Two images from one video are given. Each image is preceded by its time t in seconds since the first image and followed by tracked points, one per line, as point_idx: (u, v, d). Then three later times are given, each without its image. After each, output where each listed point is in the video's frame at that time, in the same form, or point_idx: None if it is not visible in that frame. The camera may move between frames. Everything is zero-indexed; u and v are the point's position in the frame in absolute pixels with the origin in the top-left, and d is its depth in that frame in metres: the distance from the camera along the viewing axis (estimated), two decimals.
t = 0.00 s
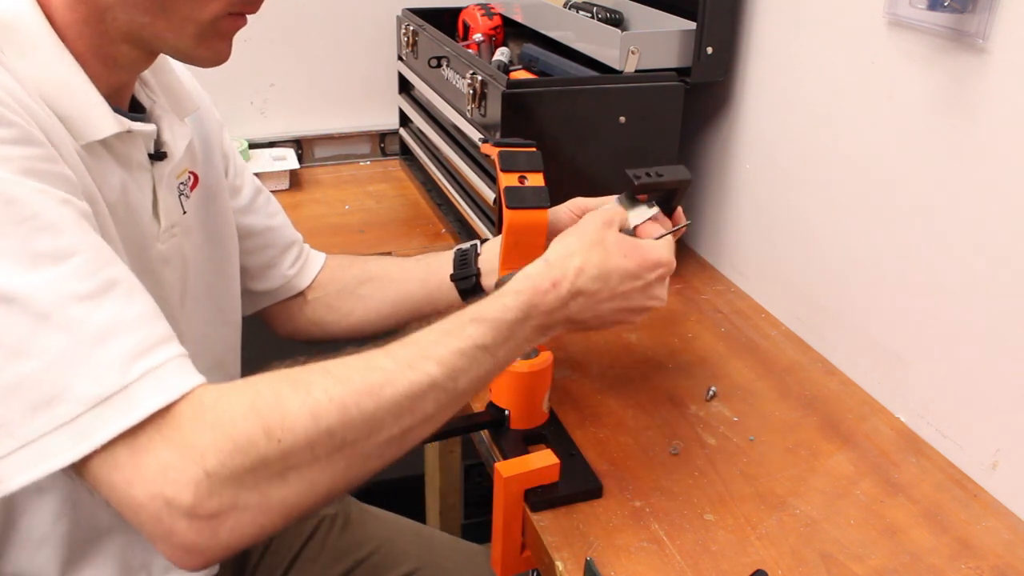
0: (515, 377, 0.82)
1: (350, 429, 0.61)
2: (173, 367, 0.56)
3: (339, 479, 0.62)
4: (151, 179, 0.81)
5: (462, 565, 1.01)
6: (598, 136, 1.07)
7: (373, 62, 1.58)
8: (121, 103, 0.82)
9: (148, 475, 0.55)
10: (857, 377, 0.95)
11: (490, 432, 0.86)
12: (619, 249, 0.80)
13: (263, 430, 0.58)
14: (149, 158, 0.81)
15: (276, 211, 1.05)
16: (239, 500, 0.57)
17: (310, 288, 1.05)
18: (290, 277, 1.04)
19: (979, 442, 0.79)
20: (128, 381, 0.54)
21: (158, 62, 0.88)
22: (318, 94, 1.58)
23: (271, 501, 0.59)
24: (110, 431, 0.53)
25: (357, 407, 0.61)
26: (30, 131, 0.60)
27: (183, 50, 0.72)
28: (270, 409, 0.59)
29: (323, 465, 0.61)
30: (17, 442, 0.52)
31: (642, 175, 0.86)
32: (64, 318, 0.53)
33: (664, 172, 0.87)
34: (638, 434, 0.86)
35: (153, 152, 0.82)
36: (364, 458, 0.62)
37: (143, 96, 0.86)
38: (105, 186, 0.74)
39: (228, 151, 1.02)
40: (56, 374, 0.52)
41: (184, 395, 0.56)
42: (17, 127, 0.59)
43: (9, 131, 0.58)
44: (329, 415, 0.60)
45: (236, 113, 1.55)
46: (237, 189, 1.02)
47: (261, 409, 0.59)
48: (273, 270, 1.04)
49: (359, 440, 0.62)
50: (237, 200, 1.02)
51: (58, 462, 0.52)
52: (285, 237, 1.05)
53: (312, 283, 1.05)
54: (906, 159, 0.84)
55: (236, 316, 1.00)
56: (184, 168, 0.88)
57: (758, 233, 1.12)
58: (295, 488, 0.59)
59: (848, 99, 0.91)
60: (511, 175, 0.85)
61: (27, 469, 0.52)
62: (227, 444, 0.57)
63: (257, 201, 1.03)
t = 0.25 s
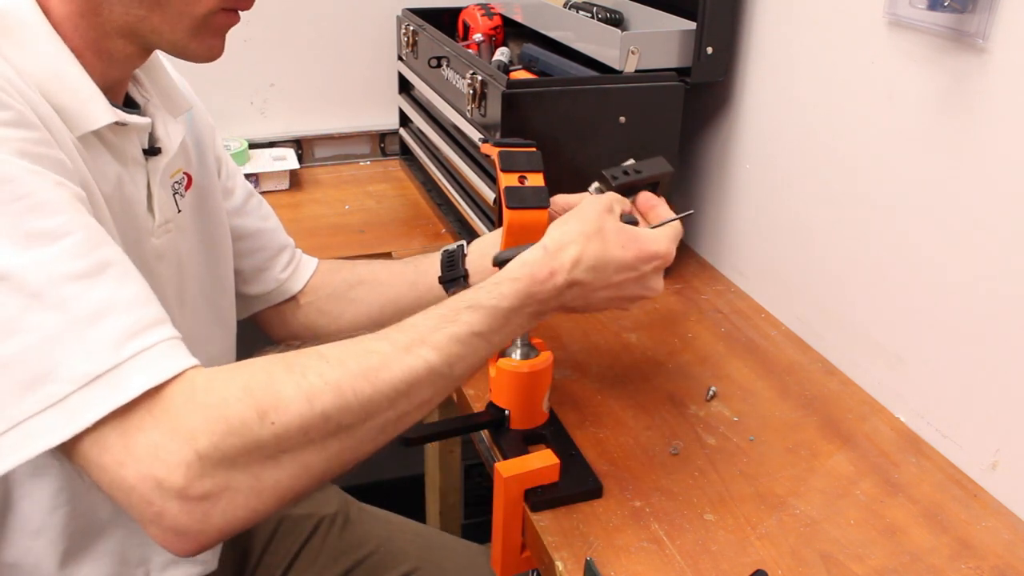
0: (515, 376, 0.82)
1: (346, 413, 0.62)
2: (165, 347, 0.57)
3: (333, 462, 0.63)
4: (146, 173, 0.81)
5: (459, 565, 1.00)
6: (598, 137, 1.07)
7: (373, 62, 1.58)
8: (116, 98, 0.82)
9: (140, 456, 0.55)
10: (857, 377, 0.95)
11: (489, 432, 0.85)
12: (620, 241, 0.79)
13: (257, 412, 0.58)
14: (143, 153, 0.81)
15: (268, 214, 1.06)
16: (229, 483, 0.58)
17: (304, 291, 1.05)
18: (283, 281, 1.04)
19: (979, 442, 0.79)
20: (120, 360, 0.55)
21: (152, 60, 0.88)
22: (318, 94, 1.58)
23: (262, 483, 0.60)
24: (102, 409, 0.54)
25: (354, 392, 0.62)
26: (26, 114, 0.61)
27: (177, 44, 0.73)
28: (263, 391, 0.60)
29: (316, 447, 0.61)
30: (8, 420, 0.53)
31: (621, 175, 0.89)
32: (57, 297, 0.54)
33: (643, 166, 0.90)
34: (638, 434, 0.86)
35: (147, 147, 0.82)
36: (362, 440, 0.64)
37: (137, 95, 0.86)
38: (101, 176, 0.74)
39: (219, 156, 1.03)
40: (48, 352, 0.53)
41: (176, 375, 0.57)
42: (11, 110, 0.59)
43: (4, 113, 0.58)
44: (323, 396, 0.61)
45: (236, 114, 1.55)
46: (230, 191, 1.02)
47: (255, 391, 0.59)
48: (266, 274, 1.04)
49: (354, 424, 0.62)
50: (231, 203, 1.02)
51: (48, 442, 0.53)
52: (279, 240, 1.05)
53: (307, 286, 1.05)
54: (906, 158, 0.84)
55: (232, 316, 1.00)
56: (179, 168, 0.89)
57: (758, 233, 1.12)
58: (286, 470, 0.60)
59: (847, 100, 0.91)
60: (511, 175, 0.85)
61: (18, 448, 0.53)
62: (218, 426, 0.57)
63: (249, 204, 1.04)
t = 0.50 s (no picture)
0: (515, 376, 0.82)
1: (318, 424, 0.62)
2: (145, 356, 0.58)
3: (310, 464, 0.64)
4: (142, 170, 0.81)
5: (457, 565, 1.00)
6: (598, 137, 1.07)
7: (373, 62, 1.58)
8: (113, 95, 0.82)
9: (114, 468, 0.57)
10: (857, 377, 0.95)
11: (489, 432, 0.85)
12: (592, 254, 0.75)
13: (229, 426, 0.59)
14: (140, 150, 0.81)
15: (265, 212, 1.06)
16: (201, 493, 0.60)
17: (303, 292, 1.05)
18: (280, 279, 1.04)
19: (979, 442, 0.79)
20: (99, 370, 0.56)
21: (147, 59, 0.88)
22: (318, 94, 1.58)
23: (235, 491, 0.62)
24: (81, 418, 0.55)
25: (324, 404, 0.62)
26: (17, 116, 0.61)
27: (172, 41, 0.73)
28: (237, 405, 0.60)
29: (288, 458, 0.63)
30: None
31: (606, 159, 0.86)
32: (38, 305, 0.55)
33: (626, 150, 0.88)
34: (638, 434, 0.86)
35: (144, 144, 0.82)
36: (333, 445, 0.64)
37: (133, 93, 0.86)
38: (98, 172, 0.74)
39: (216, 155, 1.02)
40: (29, 360, 0.54)
41: (152, 388, 0.58)
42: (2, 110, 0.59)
43: None
44: (297, 411, 0.61)
45: (236, 114, 1.55)
46: (226, 190, 1.02)
47: (228, 405, 0.60)
48: (263, 271, 1.04)
49: (326, 437, 0.63)
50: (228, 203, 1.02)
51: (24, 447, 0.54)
52: (276, 239, 1.05)
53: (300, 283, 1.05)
54: (906, 158, 0.84)
55: (228, 317, 0.99)
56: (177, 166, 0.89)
57: (757, 233, 1.12)
58: (259, 479, 0.62)
59: (847, 100, 0.91)
60: (511, 175, 0.85)
61: None
62: (188, 439, 0.58)
63: (245, 203, 1.03)
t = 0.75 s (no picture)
0: (515, 376, 0.82)
1: (294, 427, 0.65)
2: (130, 369, 0.59)
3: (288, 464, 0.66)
4: (138, 170, 0.81)
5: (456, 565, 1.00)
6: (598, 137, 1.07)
7: (373, 62, 1.58)
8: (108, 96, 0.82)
9: (102, 478, 0.58)
10: (857, 377, 0.95)
11: (490, 432, 0.85)
12: (557, 254, 0.78)
13: (212, 435, 0.61)
14: (135, 149, 0.81)
15: (263, 211, 1.05)
16: (189, 501, 0.62)
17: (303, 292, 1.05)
18: (278, 278, 1.04)
19: (980, 442, 0.79)
20: (86, 383, 0.56)
21: (141, 57, 0.87)
22: (318, 94, 1.58)
23: (220, 496, 0.64)
24: (68, 429, 0.56)
25: (301, 407, 0.65)
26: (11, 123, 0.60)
27: (165, 39, 0.73)
28: (219, 414, 0.62)
29: (269, 461, 0.65)
30: None
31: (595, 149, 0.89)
32: (27, 318, 0.55)
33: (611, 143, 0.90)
34: (638, 433, 0.86)
35: (139, 143, 0.82)
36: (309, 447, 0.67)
37: (129, 93, 0.86)
38: (93, 172, 0.74)
39: (213, 154, 1.02)
40: (17, 373, 0.55)
41: (139, 398, 0.59)
42: None
43: None
44: (275, 415, 0.64)
45: (236, 114, 1.55)
46: (224, 189, 1.02)
47: (211, 412, 0.62)
48: (261, 271, 1.04)
49: (303, 439, 0.66)
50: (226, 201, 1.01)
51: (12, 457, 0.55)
52: (273, 239, 1.05)
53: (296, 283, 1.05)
54: (906, 158, 0.84)
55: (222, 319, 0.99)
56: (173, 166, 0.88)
57: (757, 232, 1.12)
58: (242, 484, 0.64)
59: (848, 100, 0.91)
60: (511, 175, 0.86)
61: None
62: (173, 448, 0.60)
63: (242, 202, 1.03)
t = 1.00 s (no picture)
0: (515, 376, 0.82)
1: (289, 421, 0.65)
2: (122, 368, 0.59)
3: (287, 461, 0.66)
4: (131, 170, 0.81)
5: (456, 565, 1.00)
6: (598, 137, 1.07)
7: (373, 62, 1.58)
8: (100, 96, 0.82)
9: (98, 477, 0.59)
10: (857, 377, 0.95)
11: (490, 432, 0.85)
12: (552, 245, 0.79)
13: (207, 432, 0.61)
14: (128, 149, 0.81)
15: (260, 208, 1.06)
16: (182, 500, 0.62)
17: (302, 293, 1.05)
18: (276, 275, 1.04)
19: (980, 442, 0.79)
20: (79, 383, 0.57)
21: (135, 56, 0.87)
22: (318, 94, 1.58)
23: (216, 495, 0.64)
24: (61, 429, 0.57)
25: (296, 401, 0.65)
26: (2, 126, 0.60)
27: (156, 38, 0.73)
28: (214, 410, 0.62)
29: (265, 458, 0.65)
30: None
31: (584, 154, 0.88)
32: (18, 319, 0.56)
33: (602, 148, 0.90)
34: (638, 434, 0.86)
35: (132, 143, 0.82)
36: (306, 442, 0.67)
37: (123, 93, 0.86)
38: (85, 172, 0.74)
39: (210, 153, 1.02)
40: (8, 375, 0.55)
41: (133, 398, 0.60)
42: None
43: None
44: (269, 411, 0.64)
45: (237, 114, 1.55)
46: (221, 188, 1.02)
47: (205, 409, 0.62)
48: (259, 268, 1.04)
49: (299, 434, 0.66)
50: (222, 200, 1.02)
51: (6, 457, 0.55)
52: (273, 236, 1.05)
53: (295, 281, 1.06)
54: (905, 159, 0.84)
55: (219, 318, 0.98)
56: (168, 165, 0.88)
57: (758, 232, 1.11)
58: (238, 482, 0.64)
59: (848, 99, 0.91)
60: (511, 175, 0.85)
61: None
62: (167, 444, 0.60)
63: (240, 200, 1.03)
